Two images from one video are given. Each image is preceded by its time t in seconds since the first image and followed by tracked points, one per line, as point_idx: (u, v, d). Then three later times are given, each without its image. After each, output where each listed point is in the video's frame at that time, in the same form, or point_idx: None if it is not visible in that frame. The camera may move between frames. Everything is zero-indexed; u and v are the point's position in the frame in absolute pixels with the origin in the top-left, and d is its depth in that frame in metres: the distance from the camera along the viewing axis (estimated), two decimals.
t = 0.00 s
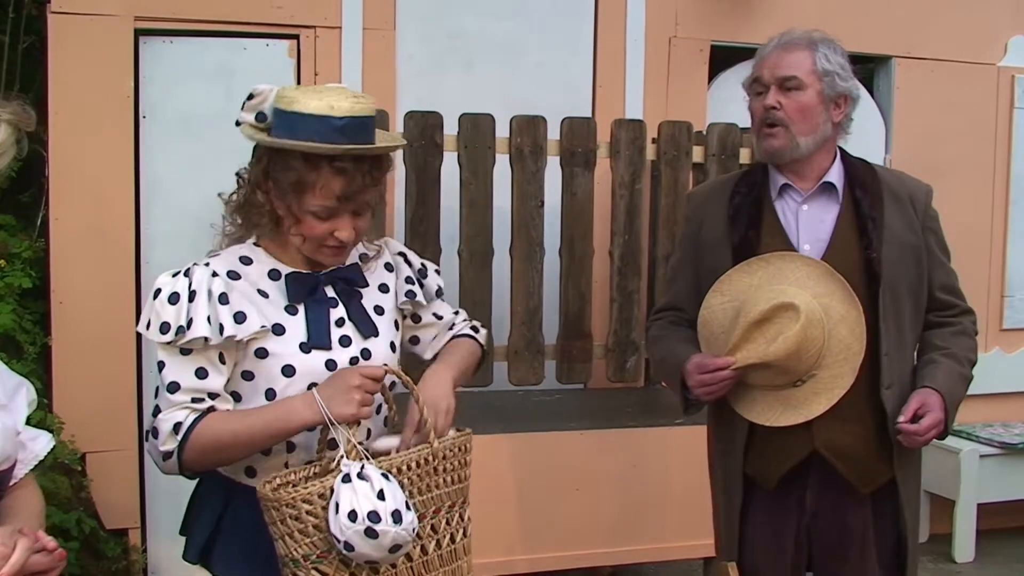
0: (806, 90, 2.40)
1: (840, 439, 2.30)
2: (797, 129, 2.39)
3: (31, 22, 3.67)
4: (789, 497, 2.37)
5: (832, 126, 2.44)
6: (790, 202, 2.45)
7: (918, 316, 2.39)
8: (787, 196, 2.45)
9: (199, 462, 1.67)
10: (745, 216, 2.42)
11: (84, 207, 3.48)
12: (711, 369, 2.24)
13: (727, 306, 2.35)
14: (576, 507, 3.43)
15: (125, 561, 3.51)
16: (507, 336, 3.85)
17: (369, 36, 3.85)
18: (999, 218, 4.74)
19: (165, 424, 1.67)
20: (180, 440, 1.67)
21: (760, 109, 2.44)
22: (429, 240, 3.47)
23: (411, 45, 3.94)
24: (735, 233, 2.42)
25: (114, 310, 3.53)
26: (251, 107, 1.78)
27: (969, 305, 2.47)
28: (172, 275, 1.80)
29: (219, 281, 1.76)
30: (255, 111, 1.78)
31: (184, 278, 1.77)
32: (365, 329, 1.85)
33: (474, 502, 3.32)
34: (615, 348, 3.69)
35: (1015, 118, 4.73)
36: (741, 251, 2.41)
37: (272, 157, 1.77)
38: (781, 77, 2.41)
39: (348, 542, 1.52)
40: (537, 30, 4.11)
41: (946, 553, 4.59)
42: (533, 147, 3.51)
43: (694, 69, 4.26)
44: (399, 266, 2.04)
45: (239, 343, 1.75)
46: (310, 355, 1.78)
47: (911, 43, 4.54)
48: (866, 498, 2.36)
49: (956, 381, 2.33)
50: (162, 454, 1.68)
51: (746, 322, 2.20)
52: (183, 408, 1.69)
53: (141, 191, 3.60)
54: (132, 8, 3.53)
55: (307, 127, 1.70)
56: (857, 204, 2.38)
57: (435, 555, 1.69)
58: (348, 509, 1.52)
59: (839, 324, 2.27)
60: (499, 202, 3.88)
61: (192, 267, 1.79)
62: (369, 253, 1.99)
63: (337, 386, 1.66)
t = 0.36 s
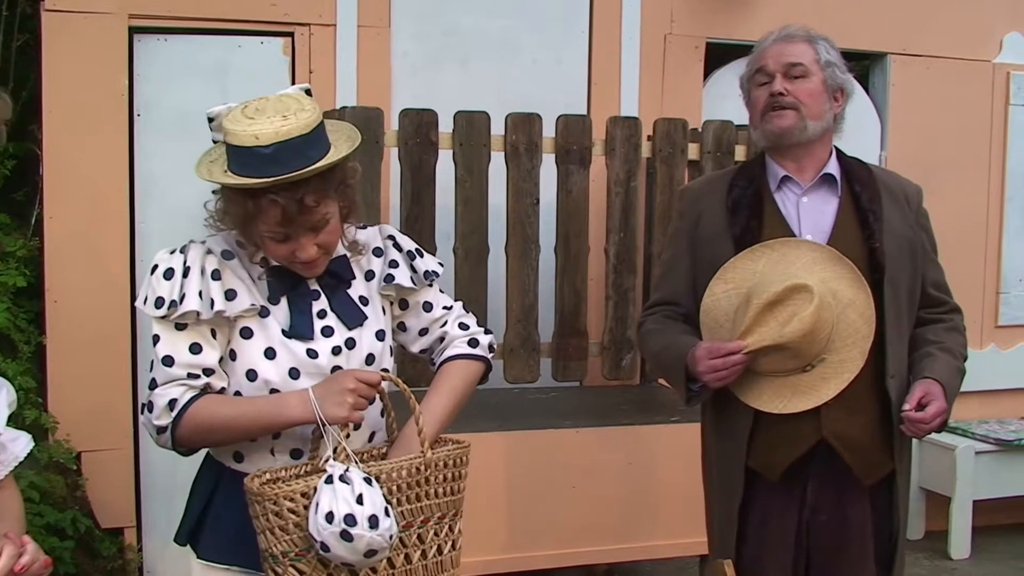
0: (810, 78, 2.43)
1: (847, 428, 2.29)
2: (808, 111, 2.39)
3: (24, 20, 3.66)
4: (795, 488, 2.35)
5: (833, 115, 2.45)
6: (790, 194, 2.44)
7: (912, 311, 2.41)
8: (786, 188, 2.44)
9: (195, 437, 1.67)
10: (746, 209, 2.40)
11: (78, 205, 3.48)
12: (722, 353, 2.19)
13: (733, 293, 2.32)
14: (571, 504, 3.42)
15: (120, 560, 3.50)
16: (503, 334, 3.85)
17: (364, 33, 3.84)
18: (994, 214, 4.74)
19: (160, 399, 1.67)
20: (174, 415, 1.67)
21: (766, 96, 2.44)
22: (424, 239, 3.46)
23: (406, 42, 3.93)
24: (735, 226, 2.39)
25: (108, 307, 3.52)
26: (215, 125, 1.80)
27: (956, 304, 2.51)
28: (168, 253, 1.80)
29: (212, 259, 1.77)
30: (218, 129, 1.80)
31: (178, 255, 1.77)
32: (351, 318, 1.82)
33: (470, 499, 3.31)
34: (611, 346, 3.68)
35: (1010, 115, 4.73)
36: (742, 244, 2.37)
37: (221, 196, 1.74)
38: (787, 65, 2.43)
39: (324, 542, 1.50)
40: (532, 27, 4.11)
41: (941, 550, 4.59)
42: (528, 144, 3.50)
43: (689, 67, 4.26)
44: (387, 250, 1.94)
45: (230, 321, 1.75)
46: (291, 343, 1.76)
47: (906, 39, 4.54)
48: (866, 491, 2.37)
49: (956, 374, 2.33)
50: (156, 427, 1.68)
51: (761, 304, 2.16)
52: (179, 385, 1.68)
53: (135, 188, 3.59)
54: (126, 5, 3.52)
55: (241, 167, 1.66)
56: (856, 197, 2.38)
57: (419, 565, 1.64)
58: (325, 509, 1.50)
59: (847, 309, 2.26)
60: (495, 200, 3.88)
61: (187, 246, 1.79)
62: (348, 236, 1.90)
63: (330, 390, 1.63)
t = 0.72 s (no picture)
0: (809, 81, 2.42)
1: (863, 423, 2.31)
2: (804, 117, 2.40)
3: (21, 14, 3.65)
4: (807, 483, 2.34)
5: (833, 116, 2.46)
6: (798, 191, 2.43)
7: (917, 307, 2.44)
8: (794, 185, 2.43)
9: (186, 434, 1.66)
10: (755, 205, 2.38)
11: (74, 199, 3.47)
12: (739, 353, 2.17)
13: (745, 293, 2.31)
14: (568, 499, 3.42)
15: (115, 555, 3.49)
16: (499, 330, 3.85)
17: (361, 28, 3.84)
18: (991, 211, 4.75)
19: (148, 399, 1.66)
20: (163, 414, 1.66)
21: (766, 99, 2.45)
22: (421, 234, 3.45)
23: (404, 37, 3.93)
24: (746, 223, 2.37)
25: (104, 302, 3.51)
26: (203, 105, 1.79)
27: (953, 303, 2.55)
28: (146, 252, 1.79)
29: (186, 254, 1.76)
30: (206, 110, 1.79)
31: (153, 253, 1.76)
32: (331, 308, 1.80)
33: (467, 495, 3.31)
34: (607, 341, 3.66)
35: (1007, 112, 4.74)
36: (753, 241, 2.35)
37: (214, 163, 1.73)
38: (786, 68, 2.43)
39: (314, 523, 1.50)
40: (530, 23, 4.10)
41: (936, 546, 4.60)
42: (525, 140, 3.48)
43: (686, 63, 4.26)
44: (369, 240, 1.93)
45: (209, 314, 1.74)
46: (268, 335, 1.75)
47: (903, 36, 4.55)
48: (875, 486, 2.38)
49: (960, 372, 2.37)
50: (147, 428, 1.67)
51: (779, 303, 2.14)
52: (165, 384, 1.68)
53: (132, 183, 3.58)
54: None
55: (244, 135, 1.64)
56: (864, 194, 2.39)
57: (413, 555, 1.65)
58: (314, 490, 1.50)
59: (861, 309, 2.28)
60: (491, 196, 3.87)
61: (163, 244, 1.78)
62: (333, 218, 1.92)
63: (317, 375, 1.64)
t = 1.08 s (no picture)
0: (807, 96, 2.40)
1: (858, 428, 2.31)
2: (799, 132, 2.39)
3: (15, 14, 3.64)
4: (801, 488, 2.35)
5: (832, 126, 2.44)
6: (798, 194, 2.42)
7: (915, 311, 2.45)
8: (795, 189, 2.42)
9: (174, 462, 1.64)
10: (755, 209, 2.38)
11: (67, 199, 3.47)
12: (745, 353, 2.18)
13: (750, 295, 2.32)
14: (562, 501, 3.41)
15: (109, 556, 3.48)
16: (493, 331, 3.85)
17: (356, 29, 3.84)
18: (984, 213, 4.76)
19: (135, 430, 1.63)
20: (152, 444, 1.63)
21: (758, 114, 2.44)
22: (415, 234, 3.44)
23: (398, 38, 3.93)
24: (745, 227, 2.37)
25: (97, 303, 3.51)
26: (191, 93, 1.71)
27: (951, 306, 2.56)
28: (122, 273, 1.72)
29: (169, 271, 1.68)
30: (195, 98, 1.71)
31: (132, 275, 1.69)
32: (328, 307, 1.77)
33: (461, 497, 3.31)
34: (602, 342, 3.63)
35: (1000, 114, 4.75)
36: (752, 244, 2.36)
37: (226, 132, 1.70)
38: (783, 82, 2.41)
39: (292, 545, 1.50)
40: (524, 23, 4.11)
41: (930, 547, 4.61)
42: (519, 141, 3.48)
43: (680, 64, 4.27)
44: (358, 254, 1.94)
45: (196, 335, 1.66)
46: (268, 338, 1.68)
47: (896, 37, 4.56)
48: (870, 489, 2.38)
49: (957, 376, 2.38)
50: (137, 457, 1.65)
51: (786, 305, 2.16)
52: (150, 412, 1.64)
53: (126, 183, 3.58)
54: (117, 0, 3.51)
55: (261, 96, 1.66)
56: (864, 198, 2.39)
57: (396, 570, 1.63)
58: (294, 513, 1.50)
59: (865, 313, 2.30)
60: (485, 197, 3.87)
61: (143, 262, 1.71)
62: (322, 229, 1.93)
63: (303, 390, 1.60)
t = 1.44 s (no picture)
0: (807, 97, 2.38)
1: (848, 434, 2.32)
2: (802, 133, 2.37)
3: (14, 11, 3.64)
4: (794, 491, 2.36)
5: (833, 128, 2.43)
6: (795, 198, 2.43)
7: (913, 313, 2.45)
8: (793, 192, 2.44)
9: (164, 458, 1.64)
10: (752, 212, 2.38)
11: (66, 196, 3.47)
12: (739, 362, 2.19)
13: (747, 302, 2.32)
14: (561, 500, 3.41)
15: (107, 553, 3.48)
16: (491, 329, 3.86)
17: (355, 27, 3.85)
18: (981, 214, 4.77)
19: (128, 422, 1.62)
20: (142, 438, 1.63)
21: (760, 113, 2.43)
22: (414, 233, 3.45)
23: (397, 37, 3.93)
24: (742, 230, 2.37)
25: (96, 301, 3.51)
26: (180, 117, 1.70)
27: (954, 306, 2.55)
28: (140, 259, 1.69)
29: (196, 268, 1.66)
30: (184, 120, 1.70)
31: (157, 265, 1.66)
32: (343, 308, 1.78)
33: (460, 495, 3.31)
34: (600, 341, 3.63)
35: (997, 115, 4.76)
36: (747, 248, 2.37)
37: (257, 124, 1.70)
38: (783, 84, 2.39)
39: (297, 567, 1.49)
40: (522, 21, 4.11)
41: (926, 547, 4.62)
42: (518, 139, 3.47)
43: (679, 64, 4.28)
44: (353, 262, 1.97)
45: (218, 333, 1.63)
46: (296, 337, 1.68)
47: (893, 37, 4.57)
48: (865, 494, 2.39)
49: (953, 380, 2.37)
50: (125, 446, 1.65)
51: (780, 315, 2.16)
52: (146, 407, 1.63)
53: (125, 181, 3.59)
54: None
55: (282, 69, 1.71)
56: (863, 203, 2.39)
57: None
58: (298, 535, 1.49)
59: (860, 321, 2.30)
60: (484, 195, 3.88)
61: (166, 253, 1.68)
62: (317, 232, 1.94)
63: (306, 416, 1.62)
